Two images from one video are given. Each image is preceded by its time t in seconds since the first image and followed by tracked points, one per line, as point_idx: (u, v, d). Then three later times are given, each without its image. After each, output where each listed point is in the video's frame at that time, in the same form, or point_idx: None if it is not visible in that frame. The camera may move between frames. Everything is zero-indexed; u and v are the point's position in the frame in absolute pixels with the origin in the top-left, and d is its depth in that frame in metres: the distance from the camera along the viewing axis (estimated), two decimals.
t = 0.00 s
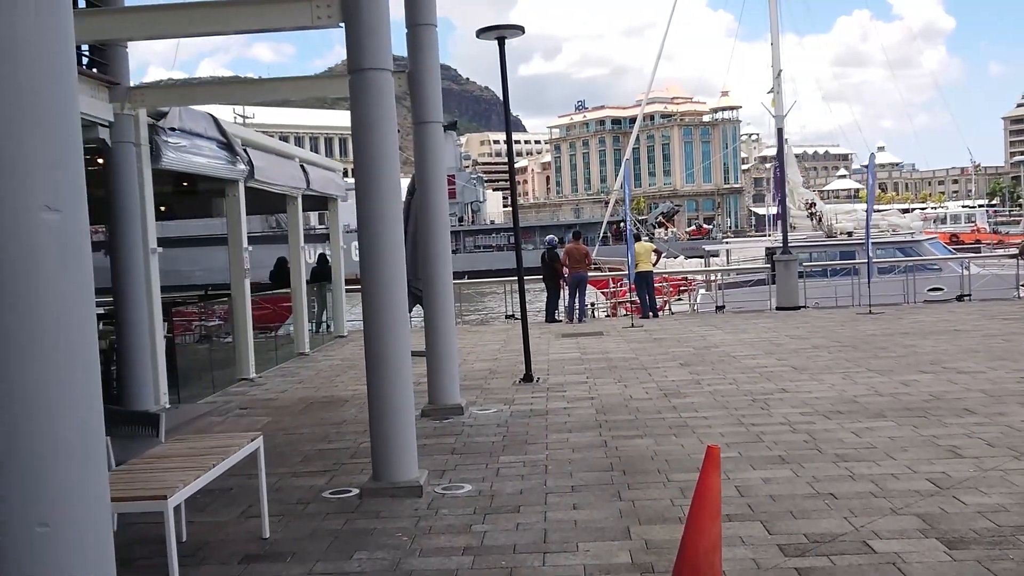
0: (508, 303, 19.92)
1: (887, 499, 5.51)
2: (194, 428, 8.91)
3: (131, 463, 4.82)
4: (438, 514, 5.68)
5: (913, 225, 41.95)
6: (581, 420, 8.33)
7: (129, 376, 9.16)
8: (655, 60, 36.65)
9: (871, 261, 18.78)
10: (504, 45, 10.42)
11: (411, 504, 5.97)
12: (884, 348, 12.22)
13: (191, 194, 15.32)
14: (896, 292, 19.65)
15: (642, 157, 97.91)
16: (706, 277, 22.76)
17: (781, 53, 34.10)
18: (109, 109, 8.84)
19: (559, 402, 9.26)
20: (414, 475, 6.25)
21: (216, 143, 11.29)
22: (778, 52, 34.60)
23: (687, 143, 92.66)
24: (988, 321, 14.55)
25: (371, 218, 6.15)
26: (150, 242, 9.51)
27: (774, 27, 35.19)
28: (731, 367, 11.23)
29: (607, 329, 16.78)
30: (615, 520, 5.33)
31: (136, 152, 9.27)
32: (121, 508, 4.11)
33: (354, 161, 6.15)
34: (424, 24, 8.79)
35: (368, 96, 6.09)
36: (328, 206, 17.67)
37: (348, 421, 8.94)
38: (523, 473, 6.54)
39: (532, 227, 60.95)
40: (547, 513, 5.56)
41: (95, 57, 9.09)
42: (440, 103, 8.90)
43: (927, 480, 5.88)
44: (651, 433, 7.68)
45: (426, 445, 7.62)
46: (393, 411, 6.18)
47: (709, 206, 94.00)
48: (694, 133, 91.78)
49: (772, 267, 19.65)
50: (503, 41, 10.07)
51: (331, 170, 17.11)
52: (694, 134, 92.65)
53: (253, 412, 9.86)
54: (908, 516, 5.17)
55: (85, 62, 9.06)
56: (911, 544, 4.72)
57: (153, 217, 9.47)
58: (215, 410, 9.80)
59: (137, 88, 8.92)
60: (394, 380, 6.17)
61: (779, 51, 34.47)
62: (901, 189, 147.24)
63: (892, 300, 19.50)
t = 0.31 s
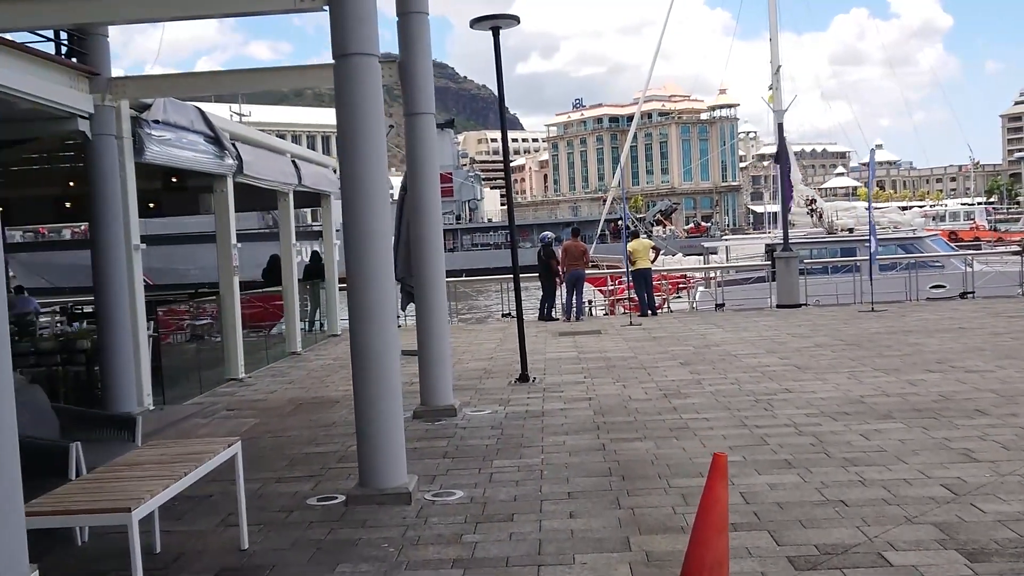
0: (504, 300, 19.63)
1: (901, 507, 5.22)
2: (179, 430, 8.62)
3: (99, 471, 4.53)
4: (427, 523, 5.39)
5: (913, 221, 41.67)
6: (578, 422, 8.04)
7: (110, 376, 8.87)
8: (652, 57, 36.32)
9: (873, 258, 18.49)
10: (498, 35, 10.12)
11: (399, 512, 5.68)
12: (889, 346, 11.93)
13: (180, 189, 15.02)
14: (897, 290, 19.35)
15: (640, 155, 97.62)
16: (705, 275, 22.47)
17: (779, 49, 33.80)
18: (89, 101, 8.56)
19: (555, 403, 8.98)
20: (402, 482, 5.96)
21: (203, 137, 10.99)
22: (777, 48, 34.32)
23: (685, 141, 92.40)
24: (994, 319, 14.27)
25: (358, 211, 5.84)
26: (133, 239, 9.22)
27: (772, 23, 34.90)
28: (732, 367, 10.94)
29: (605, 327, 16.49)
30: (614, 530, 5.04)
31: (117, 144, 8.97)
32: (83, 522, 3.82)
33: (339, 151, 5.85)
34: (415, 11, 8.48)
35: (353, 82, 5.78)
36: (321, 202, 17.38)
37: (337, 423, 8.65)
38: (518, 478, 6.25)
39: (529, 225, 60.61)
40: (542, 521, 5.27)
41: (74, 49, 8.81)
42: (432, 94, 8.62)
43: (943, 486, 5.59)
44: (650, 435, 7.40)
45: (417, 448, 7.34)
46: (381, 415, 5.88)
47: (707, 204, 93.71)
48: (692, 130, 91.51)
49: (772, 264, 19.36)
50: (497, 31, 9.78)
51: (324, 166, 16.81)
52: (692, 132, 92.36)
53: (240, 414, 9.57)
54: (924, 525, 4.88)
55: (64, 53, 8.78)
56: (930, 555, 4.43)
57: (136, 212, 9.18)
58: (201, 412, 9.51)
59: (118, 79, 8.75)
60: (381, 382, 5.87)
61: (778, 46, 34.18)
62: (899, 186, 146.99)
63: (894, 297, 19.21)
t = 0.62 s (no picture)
0: (502, 300, 19.32)
1: (923, 524, 4.91)
2: (164, 436, 8.31)
3: (65, 489, 4.22)
4: (419, 540, 5.08)
5: (914, 220, 41.29)
6: (578, 428, 7.73)
7: (93, 381, 8.54)
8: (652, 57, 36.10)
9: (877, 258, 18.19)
10: (496, 27, 9.79)
11: (389, 528, 5.36)
12: (897, 349, 11.62)
13: (171, 187, 14.71)
14: (902, 290, 19.05)
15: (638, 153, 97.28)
16: (706, 274, 22.15)
17: (780, 46, 33.46)
18: (70, 93, 8.24)
19: (554, 408, 8.66)
20: (393, 495, 5.64)
21: (191, 133, 10.67)
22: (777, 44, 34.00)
23: (683, 139, 92.07)
24: (1003, 320, 13.96)
25: (346, 210, 5.52)
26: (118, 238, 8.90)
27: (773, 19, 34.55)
28: (736, 370, 10.63)
29: (605, 328, 16.17)
30: (617, 549, 4.72)
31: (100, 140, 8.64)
32: (40, 547, 3.50)
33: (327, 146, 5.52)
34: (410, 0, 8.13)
35: (342, 72, 5.45)
36: (315, 200, 17.05)
37: (328, 429, 8.33)
38: (517, 490, 5.94)
39: (528, 223, 60.33)
40: (541, 539, 4.95)
41: (54, 38, 8.48)
42: (427, 88, 8.31)
43: (965, 501, 5.28)
44: (654, 443, 7.08)
45: (410, 457, 7.02)
46: (370, 424, 5.55)
47: (705, 202, 93.41)
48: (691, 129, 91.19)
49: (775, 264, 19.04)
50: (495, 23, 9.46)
51: (318, 163, 16.49)
52: (690, 130, 92.06)
53: (228, 418, 9.26)
54: (950, 545, 4.57)
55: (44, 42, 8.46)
56: None
57: (120, 210, 8.85)
58: (188, 416, 9.20)
59: (99, 70, 8.43)
60: (371, 390, 5.55)
61: (778, 43, 33.86)
62: (898, 185, 146.77)
63: (898, 298, 18.91)
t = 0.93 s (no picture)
0: (500, 300, 19.04)
1: (946, 540, 4.63)
2: (151, 441, 8.03)
3: (32, 504, 3.93)
4: (413, 556, 4.80)
5: (914, 218, 41.01)
6: (580, 434, 7.45)
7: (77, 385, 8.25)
8: (651, 56, 35.91)
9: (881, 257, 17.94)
10: (494, 19, 9.51)
11: (381, 542, 5.08)
12: (905, 350, 11.35)
13: (164, 184, 14.42)
14: (906, 289, 18.79)
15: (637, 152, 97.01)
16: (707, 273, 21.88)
17: (779, 44, 33.21)
18: (53, 87, 7.95)
19: (554, 413, 8.38)
20: (386, 507, 5.37)
21: (181, 128, 10.38)
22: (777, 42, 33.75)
23: (682, 138, 91.81)
24: (1011, 320, 13.69)
25: (337, 206, 5.23)
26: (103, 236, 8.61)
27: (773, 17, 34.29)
28: (740, 372, 10.36)
29: (605, 329, 15.89)
30: (623, 568, 4.45)
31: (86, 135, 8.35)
32: None
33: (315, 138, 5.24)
34: None
35: (331, 61, 5.17)
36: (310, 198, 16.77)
37: (320, 435, 8.05)
38: (516, 501, 5.67)
39: (526, 222, 60.05)
40: (542, 556, 4.67)
41: (38, 27, 8.19)
42: (422, 81, 8.05)
43: (989, 514, 5.01)
44: (659, 450, 6.80)
45: (405, 465, 6.74)
46: (360, 433, 5.27)
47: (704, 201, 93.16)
48: (689, 128, 90.93)
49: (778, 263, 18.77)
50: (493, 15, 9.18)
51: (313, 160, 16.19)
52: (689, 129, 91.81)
53: (217, 423, 8.97)
54: (977, 564, 4.29)
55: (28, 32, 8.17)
56: None
57: (105, 208, 8.56)
58: (177, 420, 8.93)
59: (83, 62, 8.17)
60: (363, 397, 5.27)
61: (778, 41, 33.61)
62: (897, 184, 146.54)
63: (902, 297, 18.66)
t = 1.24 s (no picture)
0: (499, 300, 18.77)
1: (970, 558, 4.36)
2: (136, 447, 7.77)
3: None
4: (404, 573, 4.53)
5: (917, 218, 40.71)
6: (581, 441, 7.18)
7: (60, 388, 7.97)
8: (650, 55, 35.65)
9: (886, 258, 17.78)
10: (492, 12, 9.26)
11: (372, 558, 4.82)
12: (913, 353, 11.09)
13: (156, 182, 14.15)
14: (910, 289, 18.52)
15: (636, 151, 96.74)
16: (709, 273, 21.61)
17: (781, 43, 32.94)
18: (35, 81, 7.69)
19: (553, 418, 8.12)
20: (377, 519, 5.10)
21: (172, 125, 10.12)
22: (779, 40, 33.48)
23: (682, 137, 91.55)
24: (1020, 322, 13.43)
25: (325, 204, 4.96)
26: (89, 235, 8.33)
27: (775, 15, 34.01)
28: (745, 375, 10.09)
29: (605, 329, 15.62)
30: None
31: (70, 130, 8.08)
32: None
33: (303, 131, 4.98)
34: None
35: (320, 50, 4.91)
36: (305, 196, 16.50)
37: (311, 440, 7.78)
38: (513, 513, 5.40)
39: (525, 222, 59.72)
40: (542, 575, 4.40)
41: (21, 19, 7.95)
42: (418, 75, 7.77)
43: (1012, 529, 4.74)
44: (663, 458, 6.53)
45: (398, 473, 6.47)
46: (350, 440, 5.00)
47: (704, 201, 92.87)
48: (689, 127, 90.65)
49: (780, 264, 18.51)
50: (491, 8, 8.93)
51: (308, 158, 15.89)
52: (689, 128, 91.54)
53: (206, 427, 8.71)
54: None
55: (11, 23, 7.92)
56: None
57: (89, 206, 8.28)
58: (165, 424, 8.65)
59: (68, 55, 7.88)
60: (353, 404, 5.00)
61: (780, 40, 33.35)
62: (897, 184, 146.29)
63: (906, 298, 18.43)
